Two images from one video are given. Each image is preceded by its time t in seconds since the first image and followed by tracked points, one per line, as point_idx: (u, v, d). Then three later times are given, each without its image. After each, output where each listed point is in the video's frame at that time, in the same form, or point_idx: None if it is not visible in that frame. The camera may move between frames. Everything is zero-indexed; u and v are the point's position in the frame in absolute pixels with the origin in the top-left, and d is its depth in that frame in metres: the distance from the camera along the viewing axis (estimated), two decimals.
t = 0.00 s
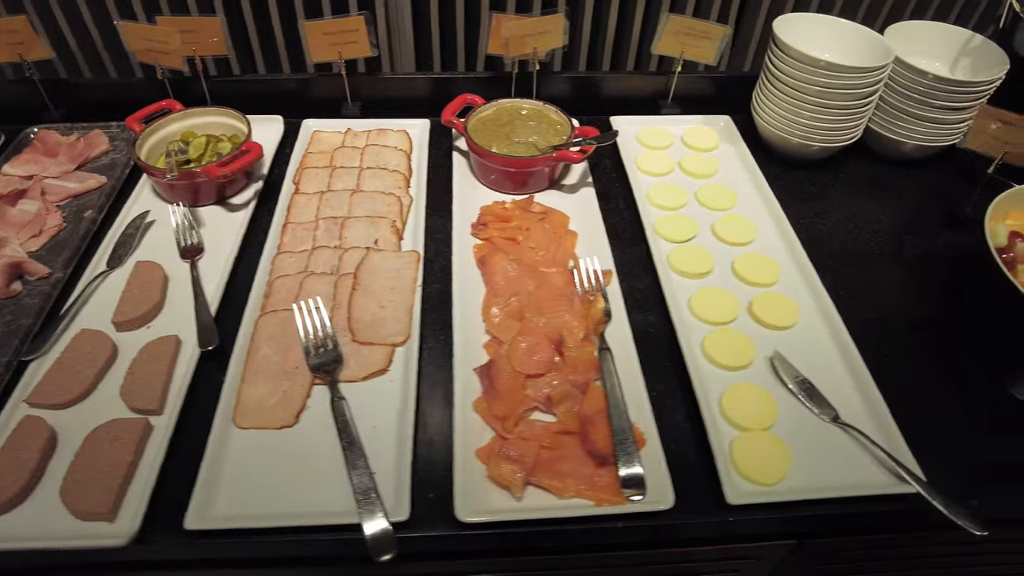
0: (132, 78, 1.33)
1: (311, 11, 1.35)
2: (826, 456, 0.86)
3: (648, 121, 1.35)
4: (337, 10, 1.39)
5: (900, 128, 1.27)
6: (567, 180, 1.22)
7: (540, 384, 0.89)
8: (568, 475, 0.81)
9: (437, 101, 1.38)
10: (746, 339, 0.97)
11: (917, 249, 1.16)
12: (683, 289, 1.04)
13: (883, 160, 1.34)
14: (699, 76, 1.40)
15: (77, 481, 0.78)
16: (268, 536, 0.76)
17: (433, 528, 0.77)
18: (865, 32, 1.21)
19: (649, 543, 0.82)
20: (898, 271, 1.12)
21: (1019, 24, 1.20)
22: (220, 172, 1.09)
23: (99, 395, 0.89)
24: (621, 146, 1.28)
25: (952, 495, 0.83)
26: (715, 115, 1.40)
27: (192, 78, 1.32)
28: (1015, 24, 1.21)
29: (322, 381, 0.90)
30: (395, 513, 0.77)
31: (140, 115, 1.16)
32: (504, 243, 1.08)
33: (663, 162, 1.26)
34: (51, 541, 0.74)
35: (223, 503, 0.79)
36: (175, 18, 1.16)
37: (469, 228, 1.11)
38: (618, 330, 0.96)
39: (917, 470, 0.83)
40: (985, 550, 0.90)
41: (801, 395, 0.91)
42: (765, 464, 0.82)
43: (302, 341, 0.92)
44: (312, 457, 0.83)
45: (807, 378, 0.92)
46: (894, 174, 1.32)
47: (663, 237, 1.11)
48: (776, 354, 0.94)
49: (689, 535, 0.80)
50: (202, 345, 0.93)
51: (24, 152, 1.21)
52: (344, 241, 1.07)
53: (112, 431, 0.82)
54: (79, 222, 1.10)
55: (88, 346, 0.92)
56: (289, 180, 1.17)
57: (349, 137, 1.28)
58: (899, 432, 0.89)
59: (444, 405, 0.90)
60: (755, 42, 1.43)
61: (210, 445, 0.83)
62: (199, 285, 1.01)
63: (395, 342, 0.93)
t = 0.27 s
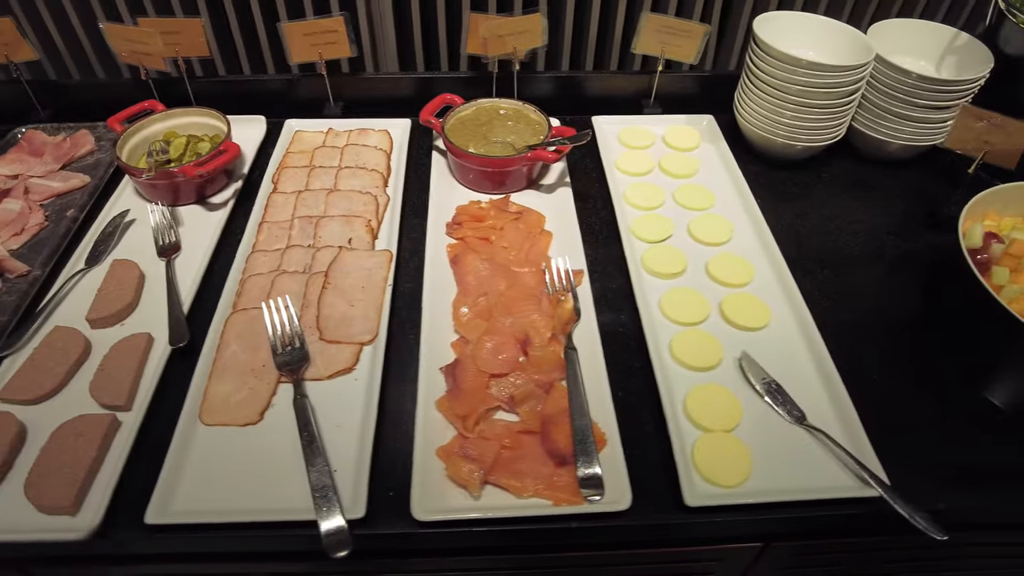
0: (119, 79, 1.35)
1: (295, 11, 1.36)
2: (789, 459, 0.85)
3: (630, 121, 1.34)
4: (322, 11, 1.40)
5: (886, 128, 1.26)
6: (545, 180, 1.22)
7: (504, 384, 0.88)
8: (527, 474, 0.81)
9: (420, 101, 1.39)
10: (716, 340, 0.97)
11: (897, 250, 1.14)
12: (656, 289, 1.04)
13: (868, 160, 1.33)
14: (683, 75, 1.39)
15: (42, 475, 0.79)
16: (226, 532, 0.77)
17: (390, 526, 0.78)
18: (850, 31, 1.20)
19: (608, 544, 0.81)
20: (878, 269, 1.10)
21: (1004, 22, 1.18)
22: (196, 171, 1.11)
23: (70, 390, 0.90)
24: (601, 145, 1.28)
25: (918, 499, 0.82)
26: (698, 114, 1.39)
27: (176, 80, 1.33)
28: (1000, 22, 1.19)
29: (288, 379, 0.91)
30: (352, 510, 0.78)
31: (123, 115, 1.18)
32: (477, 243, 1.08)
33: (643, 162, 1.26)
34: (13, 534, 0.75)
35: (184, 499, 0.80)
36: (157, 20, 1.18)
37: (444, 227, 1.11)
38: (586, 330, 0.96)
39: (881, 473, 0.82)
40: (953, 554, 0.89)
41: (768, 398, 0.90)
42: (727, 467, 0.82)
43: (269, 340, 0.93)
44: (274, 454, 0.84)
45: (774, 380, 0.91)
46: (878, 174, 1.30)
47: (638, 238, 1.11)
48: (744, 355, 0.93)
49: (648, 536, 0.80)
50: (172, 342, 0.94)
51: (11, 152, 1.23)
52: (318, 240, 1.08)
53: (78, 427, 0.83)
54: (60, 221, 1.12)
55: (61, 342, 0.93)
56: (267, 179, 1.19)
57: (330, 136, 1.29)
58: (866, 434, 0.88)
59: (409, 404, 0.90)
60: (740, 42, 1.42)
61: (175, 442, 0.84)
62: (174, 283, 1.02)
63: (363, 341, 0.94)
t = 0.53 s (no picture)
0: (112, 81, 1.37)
1: (285, 13, 1.37)
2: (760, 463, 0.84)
3: (617, 123, 1.34)
4: (312, 13, 1.41)
5: (876, 130, 1.24)
6: (529, 182, 1.22)
7: (475, 385, 0.89)
8: (493, 476, 0.81)
9: (408, 103, 1.39)
10: (692, 344, 0.96)
11: (884, 253, 1.12)
12: (634, 292, 1.04)
13: (857, 161, 1.31)
14: (672, 76, 1.38)
15: (17, 471, 0.81)
16: (195, 529, 0.78)
17: (356, 526, 0.78)
18: (837, 32, 1.19)
19: (576, 546, 0.81)
20: (861, 272, 1.09)
21: (994, 22, 1.17)
22: (181, 173, 1.12)
23: (50, 388, 0.92)
24: (587, 147, 1.28)
25: (890, 506, 0.81)
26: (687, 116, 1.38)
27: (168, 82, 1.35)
28: (990, 23, 1.17)
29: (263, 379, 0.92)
30: (319, 509, 0.78)
31: (113, 117, 1.20)
32: (457, 244, 1.08)
33: (628, 164, 1.25)
34: None
35: (156, 496, 0.81)
36: (146, 23, 1.19)
37: (426, 228, 1.12)
38: (562, 333, 0.96)
39: (851, 479, 0.81)
40: (929, 562, 0.88)
41: (741, 403, 0.89)
42: (696, 471, 0.81)
43: (246, 339, 0.94)
44: (246, 453, 0.85)
45: (749, 384, 0.91)
46: (868, 176, 1.29)
47: (619, 241, 1.11)
48: (719, 359, 0.93)
49: (614, 539, 0.80)
50: (151, 341, 0.95)
51: (5, 153, 1.25)
52: (300, 241, 1.09)
53: (55, 424, 0.84)
54: (50, 221, 1.14)
55: (43, 340, 0.94)
56: (252, 180, 1.20)
57: (318, 137, 1.30)
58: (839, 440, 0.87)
59: (382, 404, 0.91)
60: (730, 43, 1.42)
61: (149, 439, 0.85)
62: (157, 283, 1.04)
63: (338, 342, 0.95)
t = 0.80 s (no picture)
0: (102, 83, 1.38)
1: (273, 16, 1.38)
2: (730, 469, 0.83)
3: (603, 125, 1.34)
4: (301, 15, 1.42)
5: (864, 132, 1.23)
6: (513, 184, 1.22)
7: (447, 388, 0.89)
8: (461, 479, 0.81)
9: (395, 105, 1.40)
10: (668, 348, 0.96)
11: (868, 257, 1.11)
12: (612, 295, 1.04)
13: (846, 164, 1.30)
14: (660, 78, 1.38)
15: None
16: (164, 529, 0.79)
17: (322, 528, 0.79)
18: (824, 33, 1.18)
19: (543, 550, 0.81)
20: (843, 276, 1.08)
21: (983, 24, 1.15)
22: (164, 175, 1.13)
23: (28, 387, 0.93)
24: (572, 149, 1.28)
25: (862, 514, 0.80)
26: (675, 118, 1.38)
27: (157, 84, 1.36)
28: (980, 24, 1.16)
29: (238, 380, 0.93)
30: (286, 510, 0.79)
31: (100, 119, 1.21)
32: (437, 246, 1.08)
33: (613, 166, 1.25)
34: None
35: (126, 495, 0.82)
36: (134, 26, 1.20)
37: (406, 230, 1.12)
38: (536, 336, 0.96)
39: (822, 486, 0.80)
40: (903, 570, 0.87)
41: (715, 409, 0.88)
42: (665, 477, 0.81)
43: (222, 341, 0.95)
44: (218, 454, 0.86)
45: (722, 388, 0.90)
46: (856, 179, 1.27)
47: (600, 244, 1.11)
48: (693, 363, 0.92)
49: (581, 544, 0.80)
50: (129, 342, 0.96)
51: None
52: (280, 243, 1.10)
53: (29, 423, 0.85)
54: (36, 221, 1.15)
55: (22, 340, 0.95)
56: (237, 182, 1.22)
57: (304, 140, 1.31)
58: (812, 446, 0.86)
59: (354, 406, 0.91)
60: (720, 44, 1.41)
61: (122, 439, 0.86)
62: (138, 284, 1.05)
63: (313, 344, 0.95)
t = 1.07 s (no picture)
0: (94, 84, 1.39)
1: (263, 16, 1.38)
2: (706, 470, 0.83)
3: (591, 125, 1.34)
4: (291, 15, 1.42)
5: (853, 133, 1.22)
6: (499, 184, 1.22)
7: (423, 388, 0.89)
8: (434, 479, 0.82)
9: (384, 105, 1.40)
10: (647, 349, 0.95)
11: (854, 259, 1.10)
12: (593, 296, 1.03)
13: (836, 164, 1.29)
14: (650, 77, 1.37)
15: None
16: (139, 526, 0.79)
17: (295, 526, 0.79)
18: (813, 31, 1.17)
19: (516, 551, 0.81)
20: (828, 278, 1.07)
21: (974, 23, 1.14)
22: (151, 175, 1.14)
23: (10, 385, 0.93)
24: (558, 149, 1.28)
25: (837, 517, 0.79)
26: (664, 118, 1.37)
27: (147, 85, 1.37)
28: (970, 24, 1.15)
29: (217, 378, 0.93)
30: (259, 508, 0.79)
31: (90, 120, 1.22)
32: (419, 246, 1.08)
33: (600, 166, 1.25)
34: None
35: (103, 492, 0.82)
36: (124, 26, 1.21)
37: (391, 230, 1.12)
38: (515, 336, 0.96)
39: (797, 488, 0.80)
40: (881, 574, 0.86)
41: (692, 410, 0.88)
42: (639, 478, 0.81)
43: (203, 339, 0.96)
44: (195, 452, 0.86)
45: (700, 389, 0.90)
46: (846, 179, 1.26)
47: (583, 244, 1.11)
48: (671, 364, 0.92)
49: (553, 544, 0.80)
50: (111, 340, 0.97)
51: None
52: (264, 243, 1.11)
53: (9, 420, 0.86)
54: (25, 220, 1.16)
55: (6, 339, 0.96)
56: (224, 181, 1.22)
57: (292, 140, 1.31)
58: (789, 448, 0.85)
59: (332, 406, 0.91)
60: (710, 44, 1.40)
61: (101, 436, 0.86)
62: (123, 283, 1.06)
63: (293, 343, 0.96)
